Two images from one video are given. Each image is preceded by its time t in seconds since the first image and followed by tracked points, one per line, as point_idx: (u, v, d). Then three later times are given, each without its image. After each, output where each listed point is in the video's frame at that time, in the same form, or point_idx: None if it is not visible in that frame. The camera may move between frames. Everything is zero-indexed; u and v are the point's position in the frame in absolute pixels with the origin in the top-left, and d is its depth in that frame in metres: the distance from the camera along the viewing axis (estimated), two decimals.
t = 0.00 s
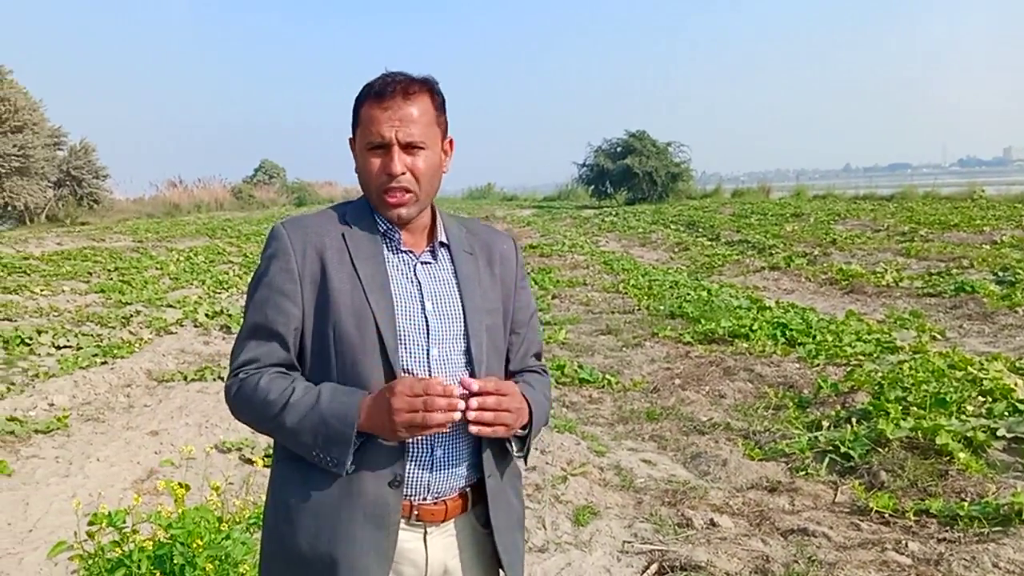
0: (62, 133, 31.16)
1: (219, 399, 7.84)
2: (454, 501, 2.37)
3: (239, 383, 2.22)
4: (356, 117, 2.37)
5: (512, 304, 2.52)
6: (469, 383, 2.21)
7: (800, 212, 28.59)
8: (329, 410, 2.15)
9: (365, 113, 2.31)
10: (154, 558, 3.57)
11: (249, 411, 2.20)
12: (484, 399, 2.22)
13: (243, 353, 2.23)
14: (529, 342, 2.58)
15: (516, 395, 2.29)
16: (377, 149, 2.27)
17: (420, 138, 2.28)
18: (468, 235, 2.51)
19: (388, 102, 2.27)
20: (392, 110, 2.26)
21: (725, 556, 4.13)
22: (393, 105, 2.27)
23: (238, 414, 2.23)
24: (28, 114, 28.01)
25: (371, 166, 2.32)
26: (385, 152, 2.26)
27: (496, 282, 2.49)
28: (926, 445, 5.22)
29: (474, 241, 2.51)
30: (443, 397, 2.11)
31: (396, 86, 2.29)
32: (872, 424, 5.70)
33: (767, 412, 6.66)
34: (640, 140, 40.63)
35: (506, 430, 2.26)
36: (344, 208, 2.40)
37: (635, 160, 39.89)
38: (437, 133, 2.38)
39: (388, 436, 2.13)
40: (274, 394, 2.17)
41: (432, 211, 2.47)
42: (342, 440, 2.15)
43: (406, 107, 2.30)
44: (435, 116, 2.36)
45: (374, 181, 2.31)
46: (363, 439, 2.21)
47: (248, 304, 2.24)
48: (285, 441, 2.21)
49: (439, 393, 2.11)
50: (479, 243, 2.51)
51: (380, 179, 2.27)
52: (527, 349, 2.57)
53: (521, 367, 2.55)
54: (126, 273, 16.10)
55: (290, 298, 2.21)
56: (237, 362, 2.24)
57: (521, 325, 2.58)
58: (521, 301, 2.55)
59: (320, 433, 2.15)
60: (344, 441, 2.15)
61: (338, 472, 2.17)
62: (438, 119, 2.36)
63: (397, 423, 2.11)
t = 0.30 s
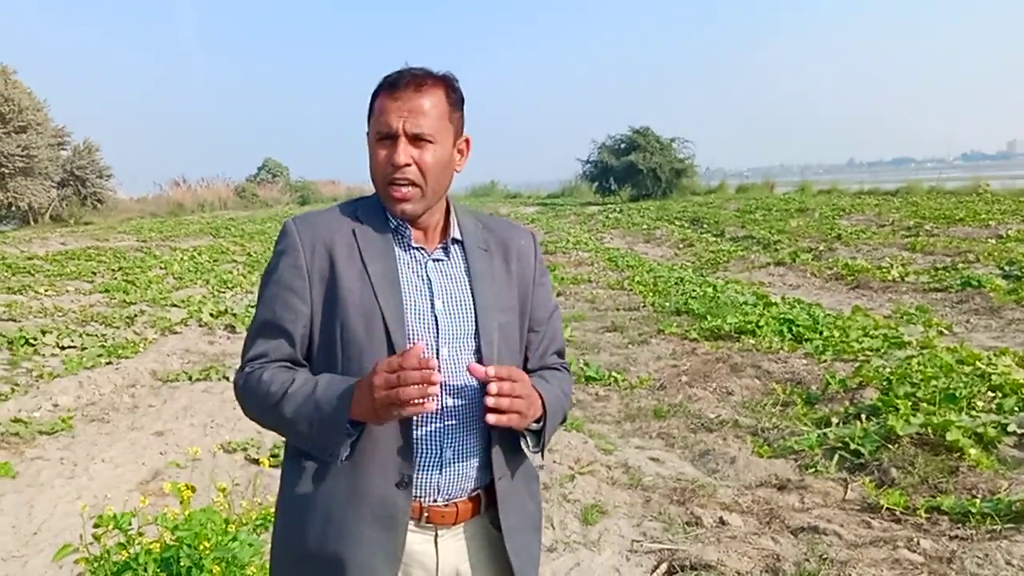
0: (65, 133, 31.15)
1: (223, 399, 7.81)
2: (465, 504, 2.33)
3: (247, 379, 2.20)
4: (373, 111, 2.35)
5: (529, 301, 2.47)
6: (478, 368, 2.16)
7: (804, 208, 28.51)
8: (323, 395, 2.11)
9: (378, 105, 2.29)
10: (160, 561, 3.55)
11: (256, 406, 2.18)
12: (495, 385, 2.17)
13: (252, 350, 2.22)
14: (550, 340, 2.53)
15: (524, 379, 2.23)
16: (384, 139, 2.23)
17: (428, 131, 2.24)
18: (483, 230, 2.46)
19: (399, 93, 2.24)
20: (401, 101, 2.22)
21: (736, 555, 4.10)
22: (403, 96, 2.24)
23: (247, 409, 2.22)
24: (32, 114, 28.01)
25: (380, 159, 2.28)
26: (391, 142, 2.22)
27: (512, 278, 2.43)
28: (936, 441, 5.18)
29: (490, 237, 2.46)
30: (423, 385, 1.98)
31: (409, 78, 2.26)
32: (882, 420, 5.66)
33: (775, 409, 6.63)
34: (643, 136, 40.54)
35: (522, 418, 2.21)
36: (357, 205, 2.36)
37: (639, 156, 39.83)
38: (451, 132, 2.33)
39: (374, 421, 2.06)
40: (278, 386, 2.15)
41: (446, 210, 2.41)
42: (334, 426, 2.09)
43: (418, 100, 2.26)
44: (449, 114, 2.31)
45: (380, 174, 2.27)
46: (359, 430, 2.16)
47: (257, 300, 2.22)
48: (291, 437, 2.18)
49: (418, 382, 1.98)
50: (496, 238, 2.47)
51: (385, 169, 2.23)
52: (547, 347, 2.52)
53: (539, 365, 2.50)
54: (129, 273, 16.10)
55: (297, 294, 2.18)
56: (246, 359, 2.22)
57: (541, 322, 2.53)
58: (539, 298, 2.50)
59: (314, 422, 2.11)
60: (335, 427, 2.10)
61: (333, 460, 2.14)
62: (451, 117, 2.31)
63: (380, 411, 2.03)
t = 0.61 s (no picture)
0: (75, 141, 31.36)
1: (239, 407, 7.86)
2: (488, 512, 2.36)
3: (263, 376, 2.21)
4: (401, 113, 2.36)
5: (552, 303, 2.51)
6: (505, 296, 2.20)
7: (817, 209, 28.42)
8: (330, 367, 2.12)
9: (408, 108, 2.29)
10: (176, 572, 3.59)
11: (270, 402, 2.19)
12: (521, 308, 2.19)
13: (272, 350, 2.24)
14: (578, 341, 2.54)
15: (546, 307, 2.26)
16: (415, 144, 2.25)
17: (460, 139, 2.26)
18: (505, 235, 2.49)
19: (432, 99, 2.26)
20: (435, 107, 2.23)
21: (754, 560, 4.10)
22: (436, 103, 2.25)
23: (263, 409, 2.23)
24: (42, 122, 28.39)
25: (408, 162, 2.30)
26: (423, 148, 2.24)
27: (533, 281, 2.46)
28: (953, 443, 5.16)
29: (511, 241, 2.49)
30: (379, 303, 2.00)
31: (443, 84, 2.27)
32: (899, 422, 5.64)
33: (792, 412, 6.62)
34: (655, 140, 40.50)
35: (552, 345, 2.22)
36: (377, 208, 2.39)
37: (650, 160, 39.79)
38: (478, 138, 2.35)
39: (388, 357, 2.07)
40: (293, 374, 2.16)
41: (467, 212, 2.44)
42: (337, 385, 2.10)
43: (450, 106, 2.28)
44: (478, 121, 2.33)
45: (410, 178, 2.29)
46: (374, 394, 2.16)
47: (276, 302, 2.26)
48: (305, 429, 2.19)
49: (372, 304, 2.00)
50: (517, 242, 2.50)
51: (414, 175, 2.25)
52: (573, 346, 2.53)
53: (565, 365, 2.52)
54: (142, 281, 16.21)
55: (316, 295, 2.21)
56: (264, 359, 2.25)
57: (566, 325, 2.55)
58: (564, 301, 2.53)
59: (318, 389, 2.11)
60: (343, 390, 2.10)
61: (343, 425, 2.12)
62: (481, 124, 2.33)
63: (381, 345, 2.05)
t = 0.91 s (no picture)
0: (64, 149, 31.14)
1: (226, 414, 7.82)
2: (476, 513, 2.36)
3: (257, 392, 2.18)
4: (389, 114, 2.32)
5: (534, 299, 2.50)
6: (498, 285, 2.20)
7: (803, 213, 28.59)
8: (341, 381, 2.11)
9: (404, 110, 2.26)
10: None
11: (269, 420, 2.16)
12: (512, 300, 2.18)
13: (262, 363, 2.21)
14: (560, 335, 2.52)
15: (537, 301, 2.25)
16: (417, 147, 2.23)
17: (460, 142, 2.26)
18: (486, 235, 2.49)
19: (432, 101, 2.24)
20: (437, 109, 2.22)
21: (740, 562, 4.11)
22: (436, 105, 2.24)
23: (258, 426, 2.19)
24: (31, 132, 28.24)
25: (405, 164, 2.27)
26: (425, 151, 2.22)
27: (515, 279, 2.46)
28: (939, 445, 5.18)
29: (494, 241, 2.50)
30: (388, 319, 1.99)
31: (439, 86, 2.26)
32: (884, 424, 5.67)
33: (777, 414, 6.63)
34: (641, 145, 40.63)
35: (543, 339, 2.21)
36: (360, 212, 2.37)
37: (638, 165, 39.91)
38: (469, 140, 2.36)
39: (403, 375, 2.06)
40: (293, 389, 2.13)
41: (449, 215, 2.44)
42: (359, 407, 2.09)
43: (447, 109, 2.27)
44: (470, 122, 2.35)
45: (409, 181, 2.27)
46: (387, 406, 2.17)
47: (262, 313, 2.23)
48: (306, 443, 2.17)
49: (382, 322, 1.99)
50: (499, 242, 2.50)
51: (419, 178, 2.23)
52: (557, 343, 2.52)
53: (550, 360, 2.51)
54: (131, 289, 16.12)
55: (304, 303, 2.19)
56: (254, 374, 2.21)
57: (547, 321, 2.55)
58: (546, 297, 2.53)
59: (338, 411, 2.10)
60: (361, 407, 2.09)
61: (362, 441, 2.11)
62: (473, 126, 2.35)
63: (395, 364, 2.04)
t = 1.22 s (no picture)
0: (51, 153, 30.93)
1: (212, 416, 7.78)
2: (450, 510, 2.35)
3: (232, 402, 2.13)
4: (351, 115, 2.30)
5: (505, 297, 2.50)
6: (508, 287, 2.37)
7: (790, 211, 28.68)
8: (332, 393, 2.10)
9: (365, 109, 2.24)
10: None
11: (247, 429, 2.12)
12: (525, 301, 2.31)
13: (233, 370, 2.16)
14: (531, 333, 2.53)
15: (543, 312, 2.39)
16: (378, 146, 2.21)
17: (422, 139, 2.24)
18: (456, 233, 2.48)
19: (391, 99, 2.22)
20: (397, 107, 2.20)
21: (723, 558, 4.10)
22: (396, 102, 2.22)
23: (233, 434, 2.15)
24: (18, 135, 28.07)
25: (369, 164, 2.25)
26: (388, 151, 2.20)
27: (488, 276, 2.46)
28: (922, 440, 5.19)
29: (463, 239, 2.49)
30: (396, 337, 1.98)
31: (399, 84, 2.24)
32: (867, 419, 5.69)
33: (762, 411, 6.64)
34: (630, 145, 40.69)
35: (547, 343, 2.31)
36: (330, 212, 2.34)
37: (627, 165, 39.97)
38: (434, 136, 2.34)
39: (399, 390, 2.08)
40: (273, 397, 2.09)
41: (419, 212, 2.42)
42: (352, 418, 2.09)
43: (409, 106, 2.25)
44: (433, 119, 2.33)
45: (374, 181, 2.25)
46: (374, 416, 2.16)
47: (232, 317, 2.18)
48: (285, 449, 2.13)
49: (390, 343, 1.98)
50: (468, 240, 2.50)
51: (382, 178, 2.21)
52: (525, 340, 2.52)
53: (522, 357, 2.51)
54: (119, 292, 16.04)
55: (278, 307, 2.15)
56: (227, 382, 2.16)
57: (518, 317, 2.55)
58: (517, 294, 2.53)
59: (329, 423, 2.08)
60: (356, 422, 2.08)
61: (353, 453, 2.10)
62: (436, 122, 2.32)
63: (395, 382, 2.05)
